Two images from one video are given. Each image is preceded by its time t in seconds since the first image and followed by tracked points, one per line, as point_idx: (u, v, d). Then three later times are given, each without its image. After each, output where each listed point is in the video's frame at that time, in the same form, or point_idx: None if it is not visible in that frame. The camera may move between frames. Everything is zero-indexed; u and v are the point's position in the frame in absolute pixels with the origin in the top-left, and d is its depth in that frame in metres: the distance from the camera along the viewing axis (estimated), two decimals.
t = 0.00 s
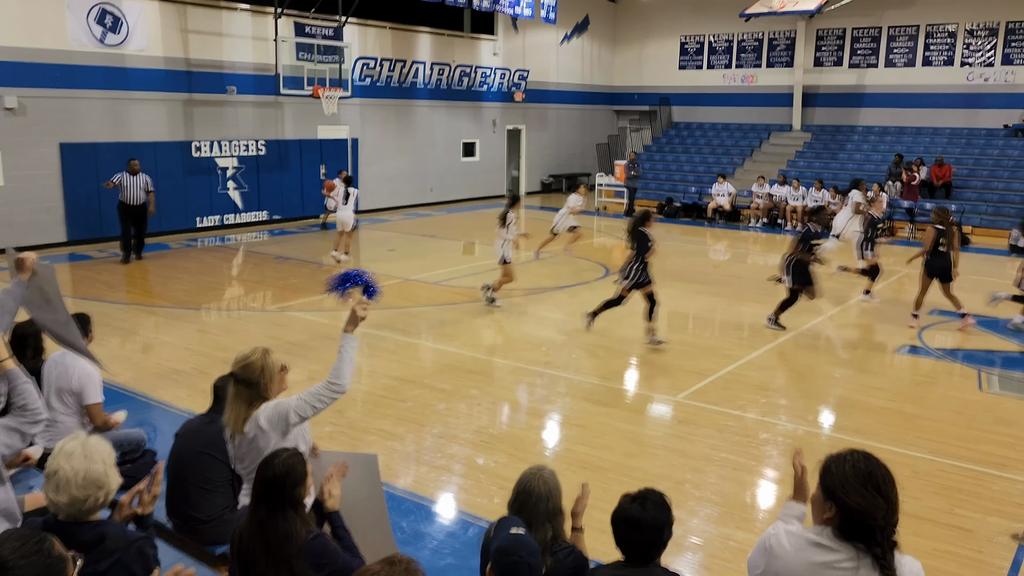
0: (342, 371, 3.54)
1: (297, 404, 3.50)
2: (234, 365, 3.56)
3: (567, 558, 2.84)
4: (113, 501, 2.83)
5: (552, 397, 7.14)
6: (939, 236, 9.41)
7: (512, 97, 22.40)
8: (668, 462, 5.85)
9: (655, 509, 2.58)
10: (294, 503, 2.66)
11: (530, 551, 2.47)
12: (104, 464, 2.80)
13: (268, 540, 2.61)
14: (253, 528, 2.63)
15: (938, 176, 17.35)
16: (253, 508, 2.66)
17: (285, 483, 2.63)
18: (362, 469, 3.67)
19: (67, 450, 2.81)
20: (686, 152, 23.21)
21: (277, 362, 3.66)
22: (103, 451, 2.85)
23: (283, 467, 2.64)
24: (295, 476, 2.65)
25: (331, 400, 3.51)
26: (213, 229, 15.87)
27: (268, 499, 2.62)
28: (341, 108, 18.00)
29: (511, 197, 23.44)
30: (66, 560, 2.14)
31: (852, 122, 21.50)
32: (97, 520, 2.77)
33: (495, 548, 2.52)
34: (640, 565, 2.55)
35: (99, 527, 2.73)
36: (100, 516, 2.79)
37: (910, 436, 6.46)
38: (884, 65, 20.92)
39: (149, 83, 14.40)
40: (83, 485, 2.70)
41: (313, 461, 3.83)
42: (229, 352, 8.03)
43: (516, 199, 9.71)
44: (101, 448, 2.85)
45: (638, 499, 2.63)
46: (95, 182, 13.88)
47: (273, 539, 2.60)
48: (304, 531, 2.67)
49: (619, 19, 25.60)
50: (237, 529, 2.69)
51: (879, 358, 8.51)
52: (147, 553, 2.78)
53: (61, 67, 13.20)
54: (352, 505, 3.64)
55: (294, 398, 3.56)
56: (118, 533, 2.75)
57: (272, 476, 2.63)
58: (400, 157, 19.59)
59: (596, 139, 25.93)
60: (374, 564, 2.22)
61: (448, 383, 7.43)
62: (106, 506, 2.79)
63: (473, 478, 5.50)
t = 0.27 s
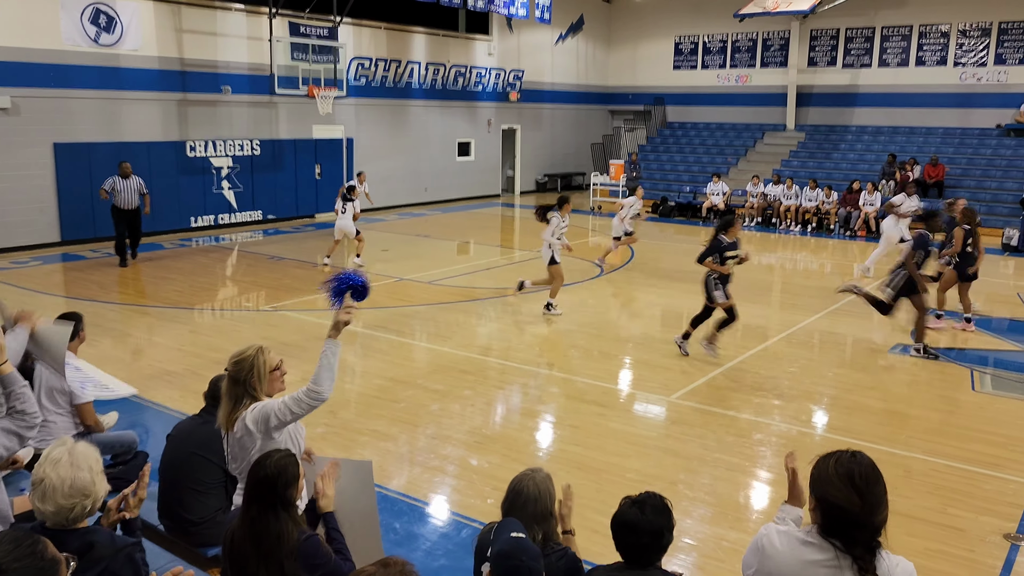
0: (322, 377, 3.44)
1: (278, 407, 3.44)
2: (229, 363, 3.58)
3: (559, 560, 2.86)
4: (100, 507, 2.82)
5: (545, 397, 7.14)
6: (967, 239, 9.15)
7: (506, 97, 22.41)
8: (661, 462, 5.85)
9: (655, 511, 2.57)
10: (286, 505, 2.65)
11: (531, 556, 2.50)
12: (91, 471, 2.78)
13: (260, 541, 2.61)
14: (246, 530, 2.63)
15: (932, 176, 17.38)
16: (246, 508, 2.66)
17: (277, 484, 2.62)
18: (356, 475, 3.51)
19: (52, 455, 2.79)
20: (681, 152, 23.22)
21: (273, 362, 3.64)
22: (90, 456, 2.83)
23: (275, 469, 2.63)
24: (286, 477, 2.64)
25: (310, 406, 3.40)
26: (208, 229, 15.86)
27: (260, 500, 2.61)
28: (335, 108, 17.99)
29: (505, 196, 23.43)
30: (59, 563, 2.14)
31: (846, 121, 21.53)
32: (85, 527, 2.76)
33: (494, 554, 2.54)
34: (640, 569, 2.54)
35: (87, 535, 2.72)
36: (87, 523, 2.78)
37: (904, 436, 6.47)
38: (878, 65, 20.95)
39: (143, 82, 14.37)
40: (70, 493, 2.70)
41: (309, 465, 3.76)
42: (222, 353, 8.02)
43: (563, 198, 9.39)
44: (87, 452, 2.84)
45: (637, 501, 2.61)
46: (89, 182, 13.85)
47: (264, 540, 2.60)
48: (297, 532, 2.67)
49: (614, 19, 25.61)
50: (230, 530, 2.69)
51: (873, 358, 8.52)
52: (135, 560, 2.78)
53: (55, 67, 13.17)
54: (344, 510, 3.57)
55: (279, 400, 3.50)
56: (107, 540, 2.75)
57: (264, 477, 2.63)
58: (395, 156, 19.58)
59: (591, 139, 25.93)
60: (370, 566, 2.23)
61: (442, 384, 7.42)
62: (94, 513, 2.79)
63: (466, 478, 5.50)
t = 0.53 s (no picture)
0: (306, 385, 3.42)
1: (264, 411, 3.41)
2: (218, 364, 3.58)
3: (552, 560, 2.84)
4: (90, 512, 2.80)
5: (536, 397, 7.15)
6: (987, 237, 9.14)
7: (496, 97, 22.40)
8: (652, 461, 5.87)
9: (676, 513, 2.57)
10: (277, 505, 2.64)
11: (528, 557, 2.51)
12: (80, 475, 2.76)
13: (251, 542, 2.60)
14: (237, 531, 2.63)
15: (920, 175, 17.48)
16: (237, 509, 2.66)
17: (268, 485, 2.62)
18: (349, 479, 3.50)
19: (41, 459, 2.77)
20: (670, 152, 23.26)
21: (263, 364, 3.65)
22: (79, 460, 2.81)
23: (266, 469, 2.63)
24: (278, 478, 2.63)
25: (294, 414, 3.38)
26: (197, 230, 15.78)
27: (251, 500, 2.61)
28: (325, 108, 17.94)
29: (495, 196, 23.42)
30: (49, 565, 2.16)
31: (835, 121, 21.63)
32: (74, 531, 2.74)
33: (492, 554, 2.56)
34: (657, 570, 2.56)
35: (76, 540, 2.70)
36: (76, 528, 2.76)
37: (893, 434, 6.51)
38: (866, 65, 21.05)
39: (131, 82, 14.28)
40: (58, 498, 2.68)
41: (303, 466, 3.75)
42: (212, 354, 7.99)
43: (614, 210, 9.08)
44: (77, 457, 2.82)
45: (657, 504, 2.62)
46: (76, 183, 13.75)
47: (255, 541, 2.60)
48: (288, 533, 2.66)
49: (603, 19, 25.63)
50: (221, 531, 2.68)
51: (862, 357, 8.57)
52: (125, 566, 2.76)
53: (42, 66, 13.06)
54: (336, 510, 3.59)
55: (265, 403, 3.46)
56: (96, 544, 2.73)
57: (255, 477, 2.62)
58: (385, 156, 19.54)
59: (581, 139, 25.95)
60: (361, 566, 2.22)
61: (433, 384, 7.42)
62: (84, 518, 2.77)
63: (457, 479, 5.50)
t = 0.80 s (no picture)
0: (292, 391, 3.40)
1: (249, 415, 3.40)
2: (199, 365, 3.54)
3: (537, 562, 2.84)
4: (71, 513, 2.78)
5: (520, 396, 7.16)
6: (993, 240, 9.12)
7: (479, 96, 22.42)
8: (635, 459, 5.89)
9: (687, 514, 2.59)
10: (260, 507, 2.63)
11: (520, 557, 2.54)
12: (61, 475, 2.74)
13: (232, 543, 2.58)
14: (218, 531, 2.61)
15: (898, 175, 17.67)
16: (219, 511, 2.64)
17: (251, 485, 2.61)
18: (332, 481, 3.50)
19: (23, 459, 2.75)
20: (652, 152, 23.36)
21: (243, 365, 3.60)
22: (61, 461, 2.78)
23: (249, 469, 2.62)
24: (261, 478, 2.63)
25: (282, 419, 3.39)
26: (178, 230, 15.67)
27: (234, 500, 2.60)
28: (306, 108, 17.87)
29: (479, 196, 23.42)
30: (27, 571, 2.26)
31: (815, 121, 21.83)
32: (55, 533, 2.72)
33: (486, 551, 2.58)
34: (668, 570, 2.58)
35: (55, 543, 2.68)
36: (57, 530, 2.73)
37: (873, 431, 6.57)
38: (845, 65, 21.26)
39: (110, 82, 14.16)
40: (38, 498, 2.66)
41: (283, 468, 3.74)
42: (193, 356, 7.93)
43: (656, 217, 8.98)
44: (59, 458, 2.79)
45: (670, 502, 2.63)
46: (55, 184, 13.61)
47: (237, 541, 2.58)
48: (270, 535, 2.64)
49: (585, 19, 25.71)
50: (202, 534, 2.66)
51: (842, 354, 8.65)
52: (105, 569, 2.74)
53: (19, 66, 12.92)
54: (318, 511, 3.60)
55: (248, 406, 3.46)
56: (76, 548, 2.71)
57: (238, 478, 2.62)
58: (368, 156, 19.49)
59: (564, 138, 26.01)
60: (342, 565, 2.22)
61: (416, 384, 7.41)
62: (64, 520, 2.75)
63: (440, 478, 5.49)
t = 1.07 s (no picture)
0: (271, 395, 3.41)
1: (223, 420, 3.36)
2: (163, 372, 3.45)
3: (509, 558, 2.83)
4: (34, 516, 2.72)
5: (490, 396, 7.16)
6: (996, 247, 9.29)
7: (446, 96, 22.37)
8: (605, 457, 5.92)
9: (666, 511, 2.63)
10: (230, 511, 2.60)
11: (503, 554, 2.56)
12: (24, 478, 2.65)
13: (201, 547, 2.55)
14: (187, 536, 2.58)
15: (861, 173, 17.97)
16: (187, 515, 2.61)
17: (219, 489, 2.57)
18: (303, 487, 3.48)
19: None
20: (620, 151, 23.50)
21: (211, 367, 3.53)
22: (23, 463, 2.69)
23: (218, 472, 2.59)
24: (229, 482, 2.60)
25: (260, 424, 3.38)
26: (141, 232, 15.44)
27: (202, 505, 2.56)
28: (272, 108, 17.70)
29: (447, 196, 23.37)
30: None
31: (779, 120, 22.12)
32: (18, 537, 2.66)
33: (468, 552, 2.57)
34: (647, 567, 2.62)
35: (17, 548, 2.62)
36: (19, 533, 2.67)
37: (838, 425, 6.67)
38: (808, 66, 21.56)
39: (70, 81, 13.88)
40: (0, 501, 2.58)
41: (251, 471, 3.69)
42: (158, 359, 7.80)
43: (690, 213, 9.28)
44: (21, 459, 2.70)
45: (648, 501, 2.66)
46: (13, 185, 13.31)
47: (206, 545, 2.55)
48: (240, 539, 2.61)
49: (552, 19, 25.77)
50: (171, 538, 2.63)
51: (808, 350, 8.77)
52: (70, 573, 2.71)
53: None
54: (288, 515, 3.57)
55: (221, 411, 3.41)
56: (39, 552, 2.66)
57: (207, 481, 2.58)
58: (334, 156, 19.35)
59: (531, 138, 26.06)
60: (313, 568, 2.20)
61: (385, 385, 7.37)
62: (27, 522, 2.68)
63: (411, 479, 5.47)
